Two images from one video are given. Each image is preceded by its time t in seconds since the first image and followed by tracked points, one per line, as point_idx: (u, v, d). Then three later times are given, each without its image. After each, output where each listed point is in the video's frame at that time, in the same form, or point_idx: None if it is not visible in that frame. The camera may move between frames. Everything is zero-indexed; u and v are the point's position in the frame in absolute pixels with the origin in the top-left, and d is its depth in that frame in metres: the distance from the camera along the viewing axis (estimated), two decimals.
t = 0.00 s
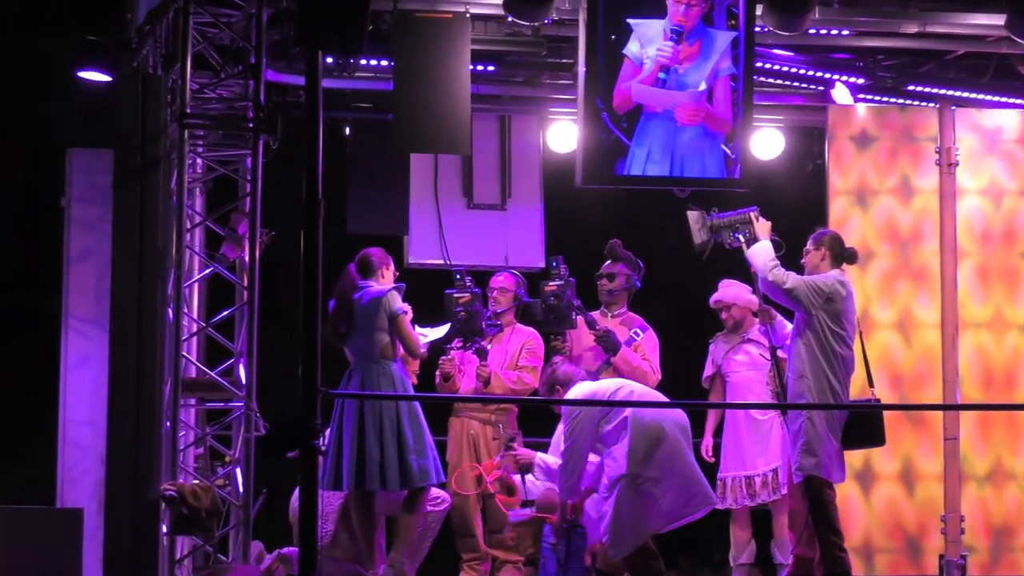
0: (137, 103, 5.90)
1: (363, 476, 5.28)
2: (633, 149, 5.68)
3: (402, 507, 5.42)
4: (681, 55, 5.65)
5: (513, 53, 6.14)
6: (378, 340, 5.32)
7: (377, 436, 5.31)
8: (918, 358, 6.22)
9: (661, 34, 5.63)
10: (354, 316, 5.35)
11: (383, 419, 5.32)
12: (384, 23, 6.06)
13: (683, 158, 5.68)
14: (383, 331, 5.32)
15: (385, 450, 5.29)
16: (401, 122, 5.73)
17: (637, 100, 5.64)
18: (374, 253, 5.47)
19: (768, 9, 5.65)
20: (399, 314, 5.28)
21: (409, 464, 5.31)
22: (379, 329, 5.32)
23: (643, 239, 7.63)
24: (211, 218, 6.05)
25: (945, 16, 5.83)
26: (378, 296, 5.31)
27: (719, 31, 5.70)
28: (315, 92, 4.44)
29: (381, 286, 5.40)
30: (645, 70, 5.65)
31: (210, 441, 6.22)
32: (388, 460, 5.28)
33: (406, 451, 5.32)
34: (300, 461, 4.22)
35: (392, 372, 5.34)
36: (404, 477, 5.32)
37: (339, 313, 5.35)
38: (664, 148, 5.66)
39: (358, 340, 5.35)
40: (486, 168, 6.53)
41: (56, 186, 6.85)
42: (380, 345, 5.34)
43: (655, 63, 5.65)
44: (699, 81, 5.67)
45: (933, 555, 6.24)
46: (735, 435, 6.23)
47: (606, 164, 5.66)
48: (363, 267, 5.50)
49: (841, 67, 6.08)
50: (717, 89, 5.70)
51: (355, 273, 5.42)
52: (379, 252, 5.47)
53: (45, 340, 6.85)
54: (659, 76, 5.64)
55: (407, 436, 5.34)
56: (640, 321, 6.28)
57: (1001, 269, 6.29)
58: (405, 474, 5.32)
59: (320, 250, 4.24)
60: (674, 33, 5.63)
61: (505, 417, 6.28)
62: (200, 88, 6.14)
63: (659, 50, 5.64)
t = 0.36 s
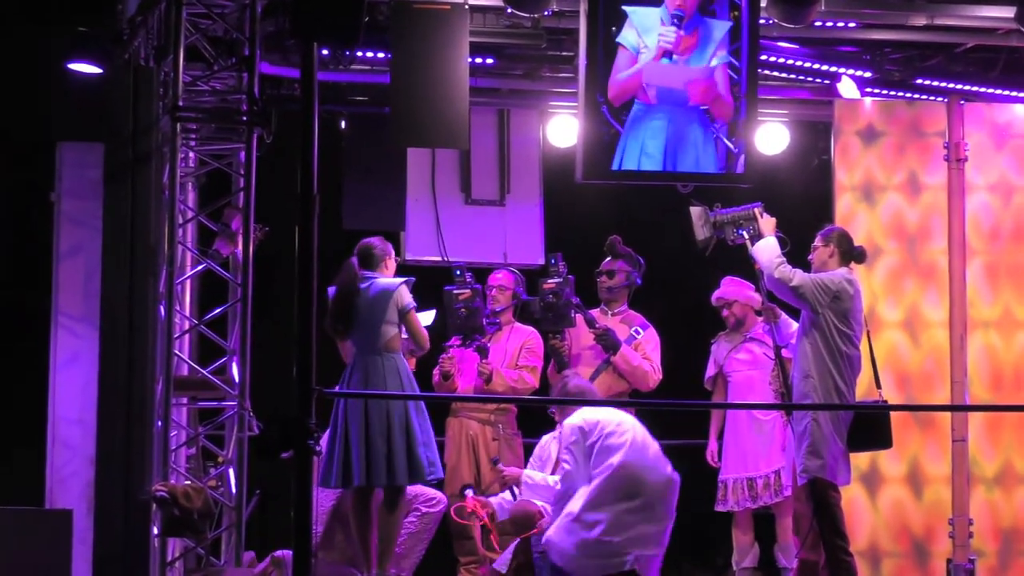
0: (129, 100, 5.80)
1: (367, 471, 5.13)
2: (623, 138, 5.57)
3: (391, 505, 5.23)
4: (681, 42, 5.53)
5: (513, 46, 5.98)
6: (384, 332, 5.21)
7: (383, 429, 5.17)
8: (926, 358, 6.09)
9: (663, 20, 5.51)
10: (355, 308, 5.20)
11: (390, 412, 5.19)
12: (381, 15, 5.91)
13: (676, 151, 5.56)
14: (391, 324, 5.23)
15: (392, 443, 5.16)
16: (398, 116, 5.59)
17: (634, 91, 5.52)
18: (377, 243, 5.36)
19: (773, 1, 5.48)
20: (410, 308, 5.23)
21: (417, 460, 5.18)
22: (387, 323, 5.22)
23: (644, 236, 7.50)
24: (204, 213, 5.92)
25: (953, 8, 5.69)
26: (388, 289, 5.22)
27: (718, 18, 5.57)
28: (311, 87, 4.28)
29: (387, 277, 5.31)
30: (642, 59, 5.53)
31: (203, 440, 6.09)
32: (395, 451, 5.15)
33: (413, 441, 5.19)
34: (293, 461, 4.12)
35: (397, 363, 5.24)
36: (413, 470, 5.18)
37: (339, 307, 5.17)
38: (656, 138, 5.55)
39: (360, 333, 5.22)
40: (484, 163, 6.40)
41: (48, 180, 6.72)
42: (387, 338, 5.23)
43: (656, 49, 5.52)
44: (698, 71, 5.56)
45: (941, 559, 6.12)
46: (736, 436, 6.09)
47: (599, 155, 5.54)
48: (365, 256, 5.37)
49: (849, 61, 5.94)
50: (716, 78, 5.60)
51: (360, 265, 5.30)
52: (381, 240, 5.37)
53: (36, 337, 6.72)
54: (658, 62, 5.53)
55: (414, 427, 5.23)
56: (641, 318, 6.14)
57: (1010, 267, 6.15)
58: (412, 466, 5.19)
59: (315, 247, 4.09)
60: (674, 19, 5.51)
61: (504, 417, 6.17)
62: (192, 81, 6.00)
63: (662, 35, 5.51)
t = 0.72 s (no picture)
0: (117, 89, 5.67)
1: (371, 473, 4.87)
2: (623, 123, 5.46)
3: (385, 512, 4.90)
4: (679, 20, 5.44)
5: (516, 35, 5.72)
6: (388, 333, 4.99)
7: (392, 431, 4.92)
8: (945, 361, 5.85)
9: None
10: (369, 304, 4.94)
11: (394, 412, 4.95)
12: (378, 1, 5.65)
13: (680, 133, 5.48)
14: (396, 327, 5.00)
15: (401, 448, 4.90)
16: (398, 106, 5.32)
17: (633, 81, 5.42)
18: (390, 239, 5.13)
19: None
20: (420, 316, 4.99)
21: (425, 462, 4.96)
22: (393, 324, 4.98)
23: (651, 234, 7.26)
24: (194, 208, 5.65)
25: None
26: (402, 292, 4.97)
27: None
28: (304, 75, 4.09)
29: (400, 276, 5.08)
30: (642, 42, 5.40)
31: (192, 444, 5.84)
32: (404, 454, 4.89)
33: (420, 443, 4.96)
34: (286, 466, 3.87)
35: (400, 363, 5.00)
36: (420, 474, 4.95)
37: (355, 299, 4.90)
38: (658, 120, 5.45)
39: (362, 330, 4.98)
40: (486, 157, 6.15)
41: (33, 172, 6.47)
42: (390, 338, 5.00)
43: (655, 27, 5.41)
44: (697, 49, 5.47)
45: (960, 571, 5.87)
46: (745, 441, 5.80)
47: (603, 140, 5.43)
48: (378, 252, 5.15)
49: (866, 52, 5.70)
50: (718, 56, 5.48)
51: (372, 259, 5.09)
52: (396, 237, 5.14)
53: (20, 335, 6.48)
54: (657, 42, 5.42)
55: (420, 428, 4.99)
56: (649, 319, 5.90)
57: None
58: (418, 470, 4.95)
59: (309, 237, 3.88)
60: None
61: (506, 421, 5.92)
62: (182, 69, 5.75)
63: (658, 11, 5.40)
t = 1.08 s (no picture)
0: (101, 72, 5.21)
1: (371, 475, 4.63)
2: (630, 116, 5.28)
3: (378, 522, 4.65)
4: (685, 13, 5.29)
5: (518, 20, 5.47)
6: (388, 332, 4.75)
7: (392, 432, 4.68)
8: (964, 363, 5.68)
9: None
10: (370, 298, 4.71)
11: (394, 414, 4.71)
12: None
13: (690, 124, 5.31)
14: (397, 326, 4.77)
15: (402, 452, 4.66)
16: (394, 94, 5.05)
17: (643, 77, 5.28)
18: (391, 233, 4.88)
19: None
20: (421, 313, 4.77)
21: (424, 468, 4.70)
22: (393, 323, 4.76)
23: (655, 229, 7.03)
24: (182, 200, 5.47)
25: None
26: (403, 288, 4.74)
27: None
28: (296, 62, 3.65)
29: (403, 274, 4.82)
30: (646, 40, 5.27)
31: (179, 446, 5.60)
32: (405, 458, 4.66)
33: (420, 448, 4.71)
34: (277, 469, 3.49)
35: (401, 364, 4.77)
36: (419, 481, 4.70)
37: (356, 294, 4.66)
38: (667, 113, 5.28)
39: (359, 329, 4.75)
40: (486, 147, 5.91)
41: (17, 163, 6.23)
42: (389, 338, 4.77)
43: (661, 26, 5.27)
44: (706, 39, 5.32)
45: None
46: (754, 446, 5.56)
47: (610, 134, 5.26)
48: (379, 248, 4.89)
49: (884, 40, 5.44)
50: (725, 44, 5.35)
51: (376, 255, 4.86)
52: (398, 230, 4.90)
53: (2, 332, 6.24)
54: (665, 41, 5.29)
55: (421, 432, 4.75)
56: (656, 317, 5.66)
57: None
58: (418, 474, 4.70)
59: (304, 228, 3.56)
60: None
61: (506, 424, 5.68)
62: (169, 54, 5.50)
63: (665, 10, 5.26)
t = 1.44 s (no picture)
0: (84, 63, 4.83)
1: (357, 487, 4.39)
2: (636, 107, 5.03)
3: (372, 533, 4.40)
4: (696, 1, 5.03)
5: (521, 11, 5.22)
6: (381, 336, 4.51)
7: (379, 440, 4.43)
8: (985, 368, 5.49)
9: None
10: (364, 302, 4.46)
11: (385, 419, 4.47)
12: None
13: (698, 117, 5.08)
14: (390, 330, 4.52)
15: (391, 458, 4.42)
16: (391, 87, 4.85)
17: (649, 67, 5.04)
18: (390, 231, 4.63)
19: None
20: (415, 317, 4.52)
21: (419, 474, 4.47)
22: (387, 327, 4.51)
23: (660, 227, 6.85)
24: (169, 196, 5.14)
25: None
26: (397, 290, 4.50)
27: None
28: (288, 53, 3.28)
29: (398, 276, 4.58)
30: (654, 27, 5.00)
31: (166, 454, 5.35)
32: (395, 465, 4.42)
33: (413, 456, 4.47)
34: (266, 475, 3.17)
35: (391, 369, 4.53)
36: (416, 487, 4.47)
37: (350, 294, 4.42)
38: (675, 104, 5.04)
39: (352, 330, 4.51)
40: (486, 142, 5.67)
41: None
42: (381, 342, 4.52)
43: (671, 14, 5.00)
44: (717, 30, 5.08)
45: None
46: (765, 454, 5.31)
47: (614, 128, 5.01)
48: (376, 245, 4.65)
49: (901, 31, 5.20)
50: (736, 34, 5.11)
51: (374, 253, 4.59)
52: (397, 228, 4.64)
53: None
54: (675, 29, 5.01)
55: (412, 441, 4.49)
56: (664, 320, 5.44)
57: None
58: (414, 483, 4.48)
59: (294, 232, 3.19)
60: None
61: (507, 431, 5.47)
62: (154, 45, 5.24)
63: None
